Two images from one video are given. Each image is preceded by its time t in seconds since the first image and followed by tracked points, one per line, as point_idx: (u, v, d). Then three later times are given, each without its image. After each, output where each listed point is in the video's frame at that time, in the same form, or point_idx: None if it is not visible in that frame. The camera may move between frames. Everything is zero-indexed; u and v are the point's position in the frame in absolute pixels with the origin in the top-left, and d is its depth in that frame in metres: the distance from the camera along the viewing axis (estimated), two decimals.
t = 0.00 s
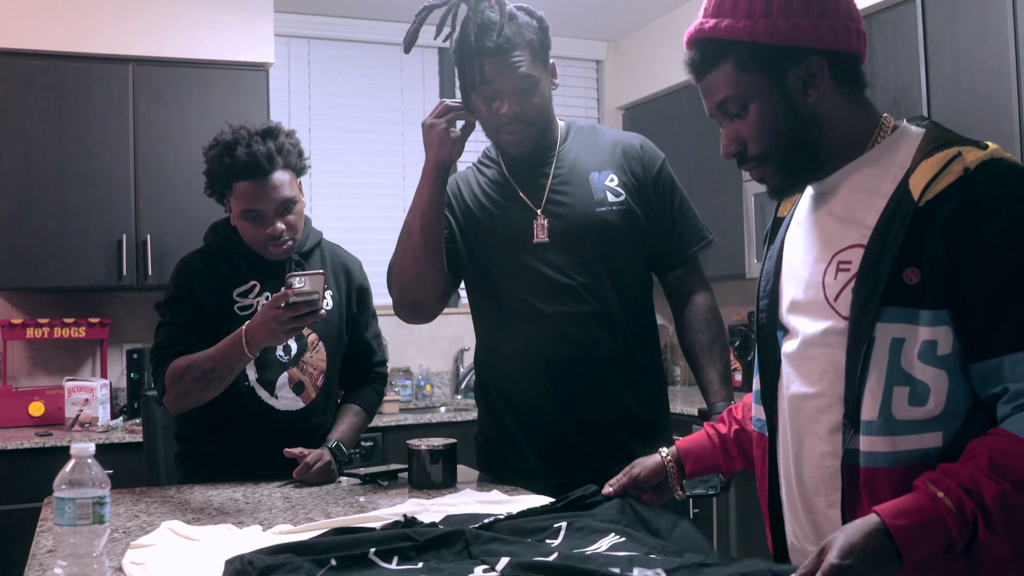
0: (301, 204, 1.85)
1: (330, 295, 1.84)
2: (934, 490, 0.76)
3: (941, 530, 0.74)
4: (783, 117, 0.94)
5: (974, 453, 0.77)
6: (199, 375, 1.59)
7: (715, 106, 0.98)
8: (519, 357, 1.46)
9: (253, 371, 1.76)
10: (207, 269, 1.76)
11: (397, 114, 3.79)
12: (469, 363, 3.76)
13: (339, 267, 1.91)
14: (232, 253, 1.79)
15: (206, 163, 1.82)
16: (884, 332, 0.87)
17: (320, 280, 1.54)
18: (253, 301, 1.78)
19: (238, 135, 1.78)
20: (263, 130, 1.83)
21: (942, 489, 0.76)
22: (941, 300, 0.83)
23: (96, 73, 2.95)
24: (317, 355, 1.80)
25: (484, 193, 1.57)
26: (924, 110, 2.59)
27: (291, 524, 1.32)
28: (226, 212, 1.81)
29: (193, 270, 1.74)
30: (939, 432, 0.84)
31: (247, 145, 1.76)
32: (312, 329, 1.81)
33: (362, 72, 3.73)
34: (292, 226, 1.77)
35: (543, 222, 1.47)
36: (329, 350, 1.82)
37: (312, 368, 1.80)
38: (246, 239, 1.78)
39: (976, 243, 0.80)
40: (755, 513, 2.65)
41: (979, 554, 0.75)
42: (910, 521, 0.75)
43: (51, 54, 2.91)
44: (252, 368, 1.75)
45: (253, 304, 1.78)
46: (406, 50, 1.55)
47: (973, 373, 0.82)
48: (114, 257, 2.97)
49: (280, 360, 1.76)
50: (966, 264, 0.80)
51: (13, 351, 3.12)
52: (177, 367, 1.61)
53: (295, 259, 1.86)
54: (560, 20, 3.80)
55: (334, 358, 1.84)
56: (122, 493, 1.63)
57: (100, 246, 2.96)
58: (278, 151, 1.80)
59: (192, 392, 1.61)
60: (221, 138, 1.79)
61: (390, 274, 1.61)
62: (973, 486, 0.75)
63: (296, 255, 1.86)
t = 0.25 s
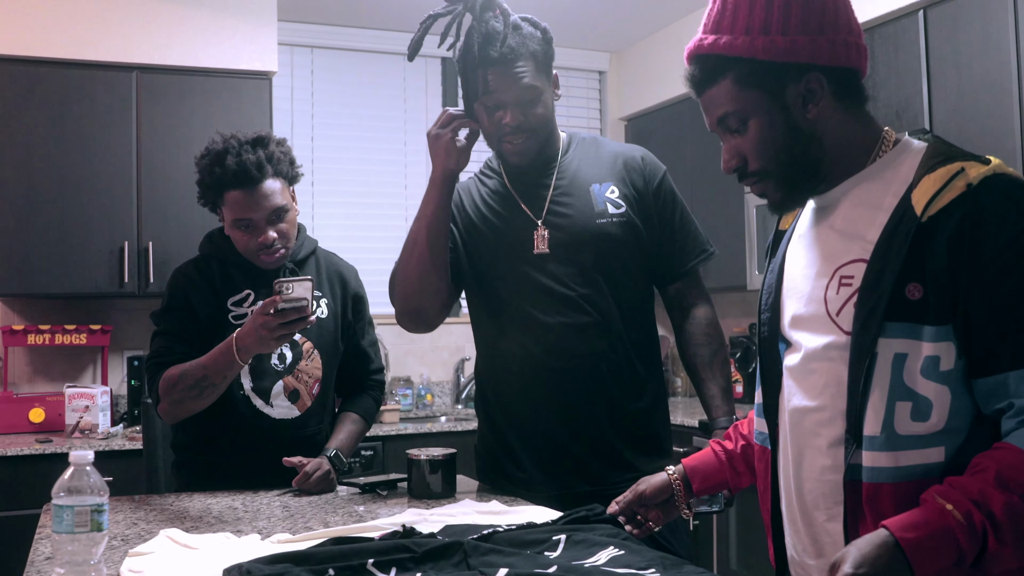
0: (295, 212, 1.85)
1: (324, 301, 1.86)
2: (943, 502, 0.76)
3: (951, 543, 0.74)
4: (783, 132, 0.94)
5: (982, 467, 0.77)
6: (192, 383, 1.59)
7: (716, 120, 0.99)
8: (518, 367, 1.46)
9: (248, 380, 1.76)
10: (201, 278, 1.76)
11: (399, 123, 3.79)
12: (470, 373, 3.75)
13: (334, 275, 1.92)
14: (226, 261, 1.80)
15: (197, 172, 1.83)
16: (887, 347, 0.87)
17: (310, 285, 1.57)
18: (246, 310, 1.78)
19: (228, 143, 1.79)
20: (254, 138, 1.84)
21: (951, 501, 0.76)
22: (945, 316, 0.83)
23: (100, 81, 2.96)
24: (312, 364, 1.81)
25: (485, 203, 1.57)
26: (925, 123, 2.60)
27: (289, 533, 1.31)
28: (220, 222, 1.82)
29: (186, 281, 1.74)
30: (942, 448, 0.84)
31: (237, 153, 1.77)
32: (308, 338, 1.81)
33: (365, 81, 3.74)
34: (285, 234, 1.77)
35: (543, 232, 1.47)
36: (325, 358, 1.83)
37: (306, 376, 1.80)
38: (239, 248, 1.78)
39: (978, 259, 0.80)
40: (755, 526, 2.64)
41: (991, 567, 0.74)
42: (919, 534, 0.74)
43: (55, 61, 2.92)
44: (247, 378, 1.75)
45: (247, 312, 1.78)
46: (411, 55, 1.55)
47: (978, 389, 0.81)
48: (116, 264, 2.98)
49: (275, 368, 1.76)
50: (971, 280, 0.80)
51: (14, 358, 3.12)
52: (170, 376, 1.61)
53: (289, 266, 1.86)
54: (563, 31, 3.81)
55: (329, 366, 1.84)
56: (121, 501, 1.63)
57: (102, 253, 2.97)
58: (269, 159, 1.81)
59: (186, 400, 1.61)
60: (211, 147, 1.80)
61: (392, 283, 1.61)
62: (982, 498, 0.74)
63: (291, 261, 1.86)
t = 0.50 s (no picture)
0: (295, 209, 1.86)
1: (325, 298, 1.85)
2: (967, 496, 0.76)
3: (978, 538, 0.74)
4: (786, 132, 0.95)
5: (1005, 459, 0.77)
6: (195, 379, 1.59)
7: (720, 119, 0.99)
8: (525, 364, 1.46)
9: (249, 376, 1.76)
10: (202, 276, 1.76)
11: (404, 121, 3.79)
12: (474, 371, 3.75)
13: (334, 271, 1.91)
14: (227, 259, 1.80)
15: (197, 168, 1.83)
16: (894, 344, 0.87)
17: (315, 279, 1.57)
18: (247, 307, 1.78)
19: (228, 140, 1.79)
20: (255, 134, 1.84)
21: (975, 495, 0.75)
22: (953, 311, 0.83)
23: (105, 78, 2.97)
24: (312, 361, 1.80)
25: (491, 201, 1.57)
26: (931, 121, 2.59)
27: (294, 529, 1.31)
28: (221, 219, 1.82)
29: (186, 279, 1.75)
30: (949, 445, 0.84)
31: (237, 150, 1.77)
32: (309, 335, 1.81)
33: (370, 80, 3.74)
34: (285, 231, 1.78)
35: (550, 229, 1.47)
36: (325, 354, 1.83)
37: (307, 373, 1.80)
38: (240, 244, 1.78)
39: (988, 255, 0.80)
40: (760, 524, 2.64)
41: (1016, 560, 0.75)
42: (946, 529, 0.74)
43: (61, 59, 2.93)
44: (247, 374, 1.75)
45: (248, 310, 1.78)
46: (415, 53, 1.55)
47: (989, 385, 0.81)
48: (121, 262, 2.98)
49: (275, 365, 1.76)
50: (981, 276, 0.80)
51: (19, 355, 3.13)
52: (172, 373, 1.62)
53: (289, 263, 1.84)
54: (568, 29, 3.81)
55: (331, 363, 1.84)
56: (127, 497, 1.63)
57: (107, 251, 2.97)
58: (269, 156, 1.81)
59: (189, 397, 1.61)
60: (211, 144, 1.80)
61: (398, 280, 1.61)
62: (1007, 492, 0.74)
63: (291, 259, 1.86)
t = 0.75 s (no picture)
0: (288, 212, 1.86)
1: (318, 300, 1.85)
2: (963, 496, 0.75)
3: (972, 538, 0.74)
4: (785, 133, 0.95)
5: (1003, 460, 0.76)
6: (191, 380, 1.59)
7: (719, 120, 0.99)
8: (522, 367, 1.45)
9: (243, 379, 1.76)
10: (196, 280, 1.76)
11: (401, 124, 3.79)
12: (471, 374, 3.75)
13: (328, 275, 1.89)
14: (220, 262, 1.80)
15: (190, 169, 1.82)
16: (897, 345, 0.86)
17: (317, 275, 1.62)
18: (241, 310, 1.78)
19: (224, 141, 1.79)
20: (249, 136, 1.83)
21: (971, 495, 0.75)
22: (956, 312, 0.83)
23: (102, 81, 2.97)
24: (306, 363, 1.80)
25: (487, 203, 1.57)
26: (928, 124, 2.59)
27: (291, 533, 1.31)
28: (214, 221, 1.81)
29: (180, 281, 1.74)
30: (952, 446, 0.84)
31: (232, 150, 1.77)
32: (302, 338, 1.81)
33: (367, 82, 3.74)
34: (279, 232, 1.78)
35: (548, 232, 1.47)
36: (319, 356, 1.83)
37: (301, 376, 1.80)
38: (233, 246, 1.78)
39: (990, 256, 0.79)
40: (758, 528, 2.64)
41: (1013, 561, 0.74)
42: (940, 529, 0.74)
43: (57, 61, 2.92)
44: (241, 377, 1.75)
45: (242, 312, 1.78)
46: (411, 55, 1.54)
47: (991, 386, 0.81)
48: (117, 264, 2.97)
49: (269, 367, 1.76)
50: (982, 276, 0.80)
51: (15, 358, 3.12)
52: (166, 376, 1.60)
53: (283, 264, 1.86)
54: (565, 32, 3.81)
55: (324, 363, 1.84)
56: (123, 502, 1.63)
57: (104, 254, 2.96)
58: (264, 157, 1.81)
59: (185, 398, 1.60)
60: (206, 144, 1.80)
61: (395, 283, 1.61)
62: (1003, 492, 0.74)
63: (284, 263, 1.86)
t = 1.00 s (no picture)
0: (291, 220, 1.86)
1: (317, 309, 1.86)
2: (987, 515, 0.75)
3: (1007, 553, 0.72)
4: (793, 139, 0.95)
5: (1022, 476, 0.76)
6: (195, 385, 1.59)
7: (727, 124, 1.00)
8: (526, 376, 1.45)
9: (244, 388, 1.76)
10: (192, 289, 1.76)
11: (404, 133, 3.79)
12: (474, 383, 3.74)
13: (328, 284, 1.91)
14: (219, 271, 1.80)
15: (196, 175, 1.83)
16: (911, 354, 0.86)
17: (320, 267, 1.58)
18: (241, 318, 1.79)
19: (230, 148, 1.80)
20: (255, 143, 1.85)
21: (995, 513, 0.75)
22: (971, 322, 0.82)
23: (105, 89, 2.97)
24: (306, 370, 1.80)
25: (491, 212, 1.57)
26: (931, 132, 2.59)
27: (294, 543, 1.30)
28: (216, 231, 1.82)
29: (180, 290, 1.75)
30: (965, 458, 0.83)
31: (239, 157, 1.78)
32: (302, 345, 1.82)
33: (370, 91, 3.74)
34: (282, 239, 1.79)
35: (553, 240, 1.47)
36: (319, 364, 1.83)
37: (301, 383, 1.80)
38: (233, 254, 1.78)
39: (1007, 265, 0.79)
40: (762, 537, 2.63)
41: None
42: (973, 549, 0.73)
43: (61, 70, 2.93)
44: (242, 385, 1.75)
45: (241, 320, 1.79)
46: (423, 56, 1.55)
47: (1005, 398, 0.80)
48: (120, 272, 2.97)
49: (270, 375, 1.76)
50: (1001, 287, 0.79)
51: (18, 366, 3.12)
52: (171, 380, 1.60)
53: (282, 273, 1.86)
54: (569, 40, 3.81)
55: (324, 371, 1.84)
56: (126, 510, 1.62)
57: (107, 262, 2.97)
58: (270, 163, 1.82)
59: (189, 403, 1.60)
60: (212, 151, 1.80)
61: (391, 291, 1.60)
62: None
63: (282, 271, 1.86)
